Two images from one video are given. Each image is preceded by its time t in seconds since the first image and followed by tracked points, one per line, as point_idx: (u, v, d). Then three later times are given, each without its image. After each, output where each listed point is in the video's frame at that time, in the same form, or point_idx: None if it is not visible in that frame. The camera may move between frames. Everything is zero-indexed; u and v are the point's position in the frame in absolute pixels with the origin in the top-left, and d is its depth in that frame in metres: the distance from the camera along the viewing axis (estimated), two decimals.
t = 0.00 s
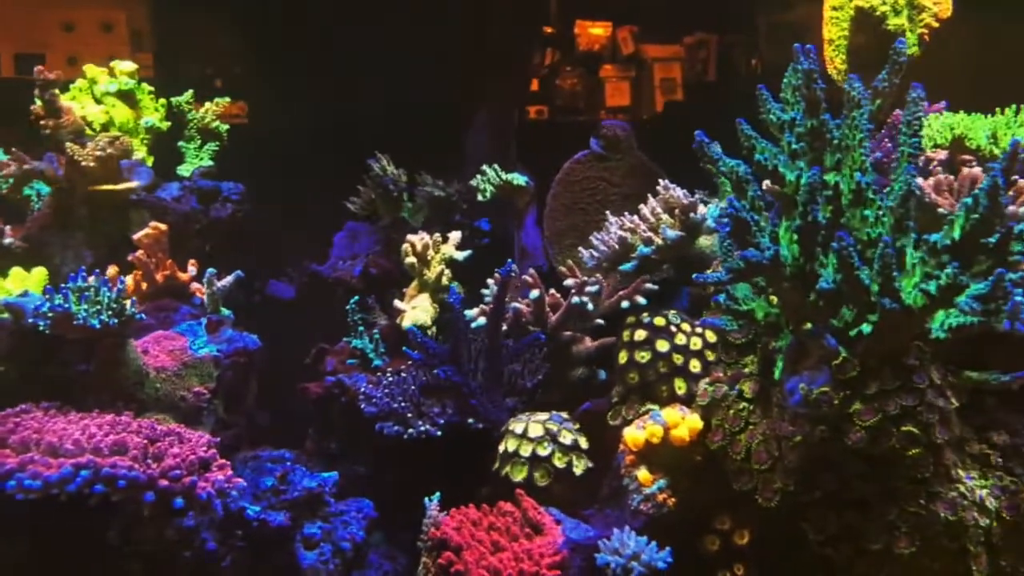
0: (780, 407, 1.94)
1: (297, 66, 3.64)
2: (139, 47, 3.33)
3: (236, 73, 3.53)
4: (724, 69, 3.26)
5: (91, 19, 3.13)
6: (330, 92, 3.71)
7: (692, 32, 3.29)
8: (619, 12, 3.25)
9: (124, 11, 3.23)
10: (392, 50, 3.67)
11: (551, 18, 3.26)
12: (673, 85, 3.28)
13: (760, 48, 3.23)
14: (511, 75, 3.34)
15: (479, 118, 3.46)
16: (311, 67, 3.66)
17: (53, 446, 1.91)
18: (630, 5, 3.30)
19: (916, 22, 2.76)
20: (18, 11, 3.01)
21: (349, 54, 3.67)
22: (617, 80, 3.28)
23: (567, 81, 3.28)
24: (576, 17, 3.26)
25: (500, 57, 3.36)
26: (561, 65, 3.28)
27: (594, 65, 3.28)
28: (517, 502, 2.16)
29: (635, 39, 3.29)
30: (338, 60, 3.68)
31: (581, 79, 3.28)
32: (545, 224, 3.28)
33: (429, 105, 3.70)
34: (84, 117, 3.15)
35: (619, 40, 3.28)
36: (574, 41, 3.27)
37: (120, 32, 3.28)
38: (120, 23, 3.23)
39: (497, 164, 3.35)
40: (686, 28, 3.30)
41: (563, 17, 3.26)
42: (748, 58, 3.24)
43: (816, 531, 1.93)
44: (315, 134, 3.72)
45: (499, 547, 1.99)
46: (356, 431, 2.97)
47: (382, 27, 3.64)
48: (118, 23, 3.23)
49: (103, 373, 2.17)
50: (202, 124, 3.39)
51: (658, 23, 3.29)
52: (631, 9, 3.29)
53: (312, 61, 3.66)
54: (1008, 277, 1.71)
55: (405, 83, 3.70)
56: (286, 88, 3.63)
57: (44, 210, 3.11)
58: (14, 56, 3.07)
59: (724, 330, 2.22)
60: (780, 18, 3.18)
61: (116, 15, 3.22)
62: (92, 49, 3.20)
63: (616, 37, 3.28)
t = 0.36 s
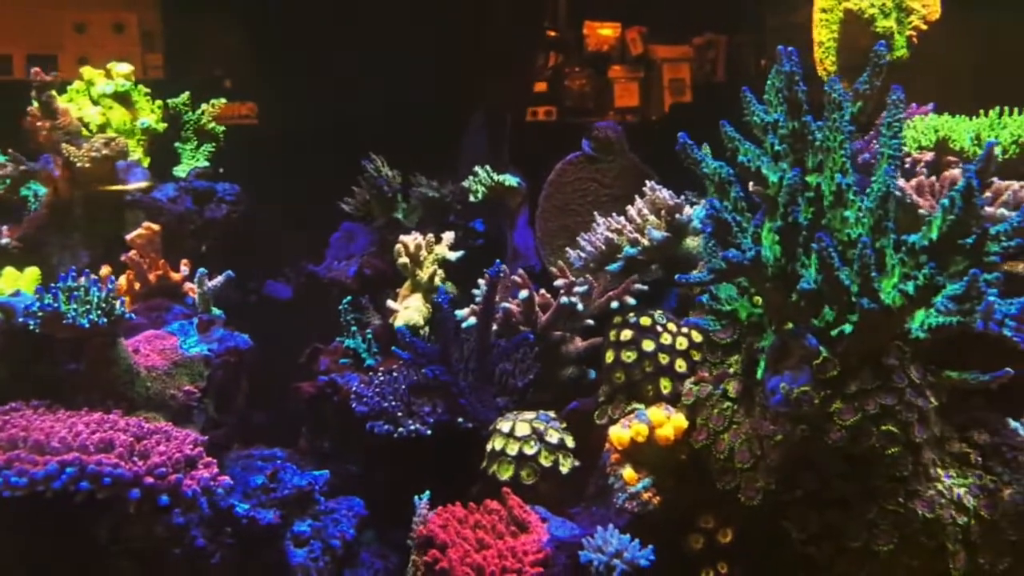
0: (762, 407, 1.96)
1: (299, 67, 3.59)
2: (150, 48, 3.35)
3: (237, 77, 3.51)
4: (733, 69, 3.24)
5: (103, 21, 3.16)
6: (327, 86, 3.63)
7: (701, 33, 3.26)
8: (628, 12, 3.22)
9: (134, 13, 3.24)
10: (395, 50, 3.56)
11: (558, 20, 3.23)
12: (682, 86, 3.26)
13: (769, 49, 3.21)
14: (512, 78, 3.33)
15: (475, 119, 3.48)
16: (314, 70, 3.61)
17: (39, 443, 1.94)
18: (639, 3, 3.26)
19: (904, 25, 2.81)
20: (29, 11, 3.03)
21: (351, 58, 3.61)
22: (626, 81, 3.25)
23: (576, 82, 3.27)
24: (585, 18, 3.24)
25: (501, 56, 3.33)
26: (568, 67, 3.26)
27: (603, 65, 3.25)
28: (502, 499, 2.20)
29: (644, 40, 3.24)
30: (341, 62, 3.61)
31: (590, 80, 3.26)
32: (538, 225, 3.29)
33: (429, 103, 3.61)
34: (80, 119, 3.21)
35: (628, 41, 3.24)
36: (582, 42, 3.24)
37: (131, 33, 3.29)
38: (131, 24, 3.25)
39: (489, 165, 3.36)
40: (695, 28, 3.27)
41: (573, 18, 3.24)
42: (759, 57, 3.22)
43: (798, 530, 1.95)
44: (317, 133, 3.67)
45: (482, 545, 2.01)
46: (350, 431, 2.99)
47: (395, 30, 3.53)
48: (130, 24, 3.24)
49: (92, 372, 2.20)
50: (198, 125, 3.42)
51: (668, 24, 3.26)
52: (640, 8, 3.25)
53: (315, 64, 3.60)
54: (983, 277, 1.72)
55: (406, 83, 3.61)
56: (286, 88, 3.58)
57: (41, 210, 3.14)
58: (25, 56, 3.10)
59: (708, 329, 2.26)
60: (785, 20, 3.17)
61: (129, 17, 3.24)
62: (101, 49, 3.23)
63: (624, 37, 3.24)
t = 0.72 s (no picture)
0: (752, 400, 1.96)
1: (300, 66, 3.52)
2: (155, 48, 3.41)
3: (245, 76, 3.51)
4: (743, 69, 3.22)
5: (108, 22, 3.31)
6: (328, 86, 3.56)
7: (708, 32, 3.25)
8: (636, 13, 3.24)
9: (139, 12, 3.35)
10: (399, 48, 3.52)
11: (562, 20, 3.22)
12: (689, 85, 3.24)
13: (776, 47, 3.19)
14: (513, 79, 3.29)
15: (471, 115, 3.46)
16: (320, 76, 3.55)
17: (24, 435, 1.95)
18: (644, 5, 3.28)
19: (899, 18, 2.81)
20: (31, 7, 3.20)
21: (356, 62, 3.56)
22: (633, 80, 3.25)
23: (582, 82, 3.26)
24: (592, 18, 3.25)
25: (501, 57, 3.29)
26: (574, 66, 3.26)
27: (609, 65, 3.25)
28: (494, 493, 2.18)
29: (650, 40, 3.26)
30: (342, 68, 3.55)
31: (596, 79, 3.25)
32: (533, 219, 3.24)
33: (429, 104, 3.58)
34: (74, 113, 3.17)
35: (635, 41, 3.26)
36: (588, 42, 3.24)
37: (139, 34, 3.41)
38: (137, 22, 3.36)
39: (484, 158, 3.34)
40: (701, 29, 3.27)
41: (579, 19, 3.24)
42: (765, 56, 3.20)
43: (789, 523, 1.94)
44: (318, 134, 3.64)
45: (470, 538, 2.00)
46: (345, 426, 2.97)
47: (399, 34, 3.51)
48: (134, 22, 3.36)
49: (81, 364, 2.20)
50: (194, 120, 3.39)
51: (675, 23, 3.28)
52: (643, 9, 3.28)
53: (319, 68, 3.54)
54: (972, 268, 1.73)
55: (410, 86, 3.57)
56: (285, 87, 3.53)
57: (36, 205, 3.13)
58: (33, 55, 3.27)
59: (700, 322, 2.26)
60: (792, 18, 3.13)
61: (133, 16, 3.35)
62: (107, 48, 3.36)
63: (631, 37, 3.26)
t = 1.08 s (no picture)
0: (738, 386, 1.93)
1: (300, 66, 3.44)
2: (163, 47, 3.37)
3: (249, 75, 3.43)
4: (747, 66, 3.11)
5: (113, 23, 3.28)
6: (327, 87, 3.47)
7: (713, 32, 3.13)
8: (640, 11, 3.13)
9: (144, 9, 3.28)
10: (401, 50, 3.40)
11: (567, 15, 3.18)
12: (693, 85, 3.13)
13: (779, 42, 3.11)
14: (513, 79, 3.28)
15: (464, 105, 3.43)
16: (320, 76, 3.45)
17: None
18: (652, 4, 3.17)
19: (892, 5, 2.76)
20: (41, 7, 3.20)
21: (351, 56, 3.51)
22: (637, 80, 3.17)
23: (587, 81, 3.22)
24: (597, 16, 3.19)
25: (501, 57, 3.26)
26: (579, 65, 3.22)
27: (615, 64, 3.19)
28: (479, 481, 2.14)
29: (656, 39, 3.15)
30: (342, 68, 3.45)
31: (601, 79, 3.20)
32: (523, 207, 3.20)
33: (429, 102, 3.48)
34: (62, 101, 3.15)
35: (640, 39, 3.16)
36: (593, 41, 3.20)
37: (146, 33, 3.36)
38: (144, 22, 3.32)
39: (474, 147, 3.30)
40: (705, 28, 3.13)
41: (585, 15, 3.19)
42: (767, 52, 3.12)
43: (776, 510, 1.92)
44: (317, 133, 3.55)
45: (453, 525, 1.99)
46: (333, 415, 2.95)
47: (399, 33, 3.38)
48: (141, 22, 3.31)
49: (61, 349, 2.19)
50: (183, 109, 3.31)
51: (680, 23, 3.15)
52: (645, 8, 3.17)
53: (318, 68, 3.44)
54: (957, 250, 1.72)
55: (410, 87, 3.46)
56: (282, 86, 3.45)
57: (22, 194, 3.09)
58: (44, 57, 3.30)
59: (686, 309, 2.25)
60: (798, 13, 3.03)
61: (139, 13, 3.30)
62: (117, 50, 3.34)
63: (636, 36, 3.16)
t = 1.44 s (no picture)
0: (717, 364, 1.90)
1: (300, 65, 3.48)
2: (165, 42, 3.39)
3: (251, 72, 3.45)
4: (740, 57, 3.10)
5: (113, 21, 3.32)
6: (328, 86, 3.50)
7: (714, 31, 3.13)
8: (641, 9, 3.12)
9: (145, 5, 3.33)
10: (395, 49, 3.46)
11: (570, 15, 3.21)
12: (696, 80, 3.04)
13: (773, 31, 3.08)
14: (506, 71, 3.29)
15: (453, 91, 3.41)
16: (320, 76, 3.49)
17: None
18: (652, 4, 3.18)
19: None
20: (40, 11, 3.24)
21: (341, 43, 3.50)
22: (640, 77, 3.10)
23: (589, 78, 3.14)
24: (598, 14, 3.17)
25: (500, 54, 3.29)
26: (583, 63, 3.17)
27: (617, 62, 3.14)
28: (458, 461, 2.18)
29: (658, 37, 3.13)
30: (342, 68, 3.49)
31: (603, 75, 3.12)
32: (509, 192, 3.13)
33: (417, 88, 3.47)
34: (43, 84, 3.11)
35: (642, 37, 3.13)
36: (594, 39, 3.16)
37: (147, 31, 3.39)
38: (145, 19, 3.36)
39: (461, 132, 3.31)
40: (701, 24, 3.14)
41: (586, 13, 3.18)
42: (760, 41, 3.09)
43: (755, 491, 1.90)
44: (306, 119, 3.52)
45: (432, 505, 2.01)
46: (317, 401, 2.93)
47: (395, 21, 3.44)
48: (142, 18, 3.35)
49: (35, 330, 2.20)
50: (167, 93, 3.29)
51: (679, 24, 3.14)
52: (645, 8, 3.17)
53: (319, 68, 3.48)
54: (932, 226, 1.73)
55: (409, 86, 3.48)
56: (272, 71, 3.46)
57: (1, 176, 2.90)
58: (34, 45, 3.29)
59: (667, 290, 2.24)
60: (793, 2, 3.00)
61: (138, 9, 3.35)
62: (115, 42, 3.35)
63: (638, 33, 3.14)
